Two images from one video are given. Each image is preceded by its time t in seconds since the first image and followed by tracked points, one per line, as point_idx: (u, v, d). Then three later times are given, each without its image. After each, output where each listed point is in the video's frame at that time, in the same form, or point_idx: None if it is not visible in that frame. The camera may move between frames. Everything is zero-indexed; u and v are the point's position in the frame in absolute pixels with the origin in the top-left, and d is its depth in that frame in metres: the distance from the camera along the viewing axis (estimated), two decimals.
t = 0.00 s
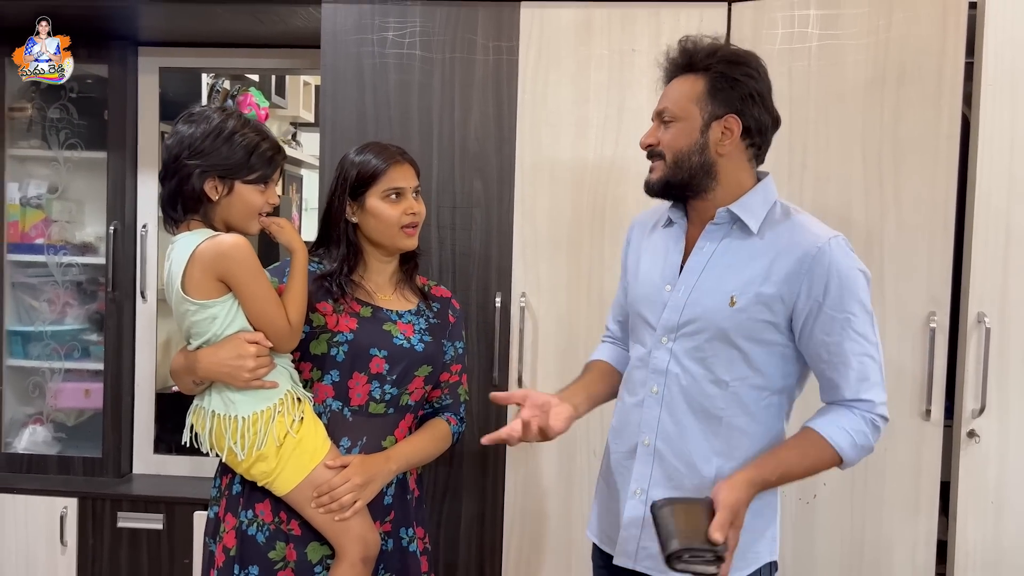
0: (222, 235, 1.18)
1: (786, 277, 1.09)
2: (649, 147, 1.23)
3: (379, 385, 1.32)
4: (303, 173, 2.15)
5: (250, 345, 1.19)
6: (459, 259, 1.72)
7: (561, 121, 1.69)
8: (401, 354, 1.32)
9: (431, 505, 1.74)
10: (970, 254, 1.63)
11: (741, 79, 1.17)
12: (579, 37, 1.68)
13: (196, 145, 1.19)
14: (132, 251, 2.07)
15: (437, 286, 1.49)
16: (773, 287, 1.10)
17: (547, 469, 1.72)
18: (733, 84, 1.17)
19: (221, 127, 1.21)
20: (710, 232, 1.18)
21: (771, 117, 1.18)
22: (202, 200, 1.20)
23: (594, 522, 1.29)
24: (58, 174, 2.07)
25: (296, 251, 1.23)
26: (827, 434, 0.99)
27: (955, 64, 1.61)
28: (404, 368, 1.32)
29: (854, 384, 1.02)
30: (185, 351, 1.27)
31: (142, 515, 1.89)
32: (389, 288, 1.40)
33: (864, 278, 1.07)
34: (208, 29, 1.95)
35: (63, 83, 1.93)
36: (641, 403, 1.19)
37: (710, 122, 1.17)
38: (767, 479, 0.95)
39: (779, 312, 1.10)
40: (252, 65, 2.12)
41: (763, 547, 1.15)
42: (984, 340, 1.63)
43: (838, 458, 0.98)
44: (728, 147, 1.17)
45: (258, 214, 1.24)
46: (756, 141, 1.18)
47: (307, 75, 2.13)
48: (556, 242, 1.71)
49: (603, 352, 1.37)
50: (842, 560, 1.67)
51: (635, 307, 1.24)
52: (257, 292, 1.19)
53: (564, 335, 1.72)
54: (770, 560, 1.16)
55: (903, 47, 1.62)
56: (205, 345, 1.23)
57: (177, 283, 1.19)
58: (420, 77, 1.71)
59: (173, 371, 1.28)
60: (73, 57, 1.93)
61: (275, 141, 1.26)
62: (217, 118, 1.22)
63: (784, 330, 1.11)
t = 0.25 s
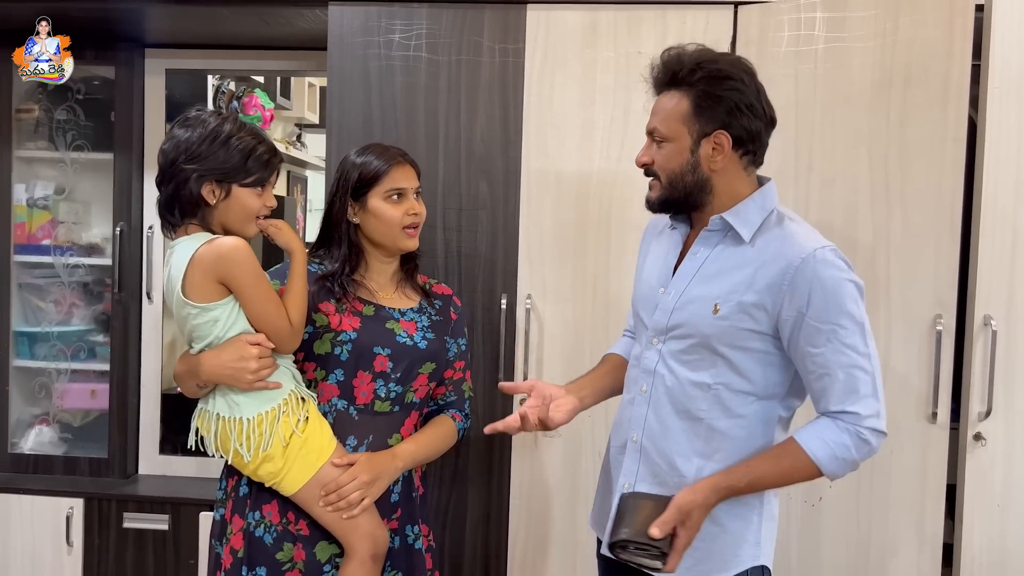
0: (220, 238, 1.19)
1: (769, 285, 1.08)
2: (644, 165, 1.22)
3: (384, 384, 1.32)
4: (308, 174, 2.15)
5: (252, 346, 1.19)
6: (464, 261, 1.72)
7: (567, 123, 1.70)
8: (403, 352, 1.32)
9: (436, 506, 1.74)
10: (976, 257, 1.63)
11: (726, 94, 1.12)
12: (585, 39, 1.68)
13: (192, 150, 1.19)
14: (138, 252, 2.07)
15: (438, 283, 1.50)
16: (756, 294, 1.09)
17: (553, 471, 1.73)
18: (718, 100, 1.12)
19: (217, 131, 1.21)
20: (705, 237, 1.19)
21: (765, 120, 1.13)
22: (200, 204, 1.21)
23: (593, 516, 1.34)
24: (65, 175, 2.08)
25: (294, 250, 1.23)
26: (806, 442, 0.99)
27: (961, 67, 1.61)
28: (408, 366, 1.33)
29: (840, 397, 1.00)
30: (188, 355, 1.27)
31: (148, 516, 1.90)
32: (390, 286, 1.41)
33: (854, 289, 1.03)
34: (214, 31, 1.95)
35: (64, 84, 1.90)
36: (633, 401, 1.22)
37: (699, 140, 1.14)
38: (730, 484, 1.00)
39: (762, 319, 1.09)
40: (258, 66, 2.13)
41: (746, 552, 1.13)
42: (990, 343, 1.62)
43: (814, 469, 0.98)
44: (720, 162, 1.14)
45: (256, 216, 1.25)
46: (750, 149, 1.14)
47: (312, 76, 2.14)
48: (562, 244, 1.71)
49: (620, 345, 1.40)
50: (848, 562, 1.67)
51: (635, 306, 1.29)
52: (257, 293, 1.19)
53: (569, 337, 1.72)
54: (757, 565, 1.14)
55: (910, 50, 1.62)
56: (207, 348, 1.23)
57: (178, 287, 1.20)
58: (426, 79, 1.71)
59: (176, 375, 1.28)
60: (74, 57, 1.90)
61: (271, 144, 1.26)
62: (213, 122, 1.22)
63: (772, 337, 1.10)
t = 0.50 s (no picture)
0: (219, 240, 1.19)
1: (745, 288, 1.09)
2: (643, 160, 1.23)
3: (386, 382, 1.32)
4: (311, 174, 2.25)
5: (255, 346, 1.20)
6: (469, 261, 1.72)
7: (572, 124, 1.70)
8: (405, 350, 1.33)
9: (440, 507, 1.74)
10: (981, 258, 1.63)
11: (728, 95, 1.13)
12: (590, 40, 1.68)
13: (188, 152, 1.19)
14: (143, 252, 2.07)
15: (437, 281, 1.50)
16: (733, 297, 1.10)
17: (557, 471, 1.72)
18: (720, 99, 1.13)
19: (213, 133, 1.21)
20: (692, 240, 1.20)
21: (763, 128, 1.14)
22: (197, 206, 1.21)
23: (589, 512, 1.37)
24: (70, 175, 2.09)
25: (293, 249, 1.23)
26: (773, 445, 1.00)
27: (967, 68, 1.61)
28: (409, 364, 1.34)
29: (809, 402, 1.01)
30: (191, 357, 1.27)
31: (152, 515, 1.90)
32: (390, 285, 1.41)
33: (829, 295, 1.03)
34: (219, 31, 1.95)
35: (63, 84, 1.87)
36: (622, 397, 1.24)
37: (697, 137, 1.15)
38: (694, 480, 1.02)
39: (740, 321, 1.10)
40: (263, 67, 2.11)
41: (729, 549, 1.14)
42: (995, 344, 1.62)
43: (779, 471, 1.00)
44: (717, 161, 1.15)
45: (252, 218, 1.24)
46: (747, 152, 1.15)
47: (318, 77, 2.14)
48: (566, 245, 1.71)
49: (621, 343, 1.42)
50: (852, 564, 1.67)
51: (628, 307, 1.31)
52: (258, 293, 1.20)
53: (574, 337, 1.72)
54: (744, 562, 1.14)
55: (916, 51, 1.62)
56: (209, 350, 1.23)
57: (178, 290, 1.20)
58: (431, 80, 1.71)
59: (180, 377, 1.28)
60: (73, 57, 1.87)
61: (268, 145, 1.27)
62: (209, 124, 1.23)
63: (750, 339, 1.11)
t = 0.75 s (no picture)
0: (219, 242, 1.20)
1: (730, 284, 1.12)
2: (631, 164, 1.25)
3: (390, 379, 1.34)
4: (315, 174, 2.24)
5: (259, 345, 1.20)
6: (472, 262, 1.73)
7: (575, 125, 1.70)
8: (407, 348, 1.35)
9: (443, 507, 1.75)
10: (985, 259, 1.63)
11: (711, 96, 1.16)
12: (593, 41, 1.69)
13: (187, 155, 1.20)
14: (147, 252, 2.08)
15: (433, 279, 1.50)
16: (718, 293, 1.13)
17: (561, 472, 1.73)
18: (704, 100, 1.16)
19: (212, 136, 1.22)
20: (677, 240, 1.24)
21: (746, 126, 1.17)
22: (196, 209, 1.22)
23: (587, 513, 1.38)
24: (75, 175, 2.10)
25: (292, 248, 1.24)
26: (761, 438, 1.04)
27: (970, 69, 1.61)
28: (412, 361, 1.35)
29: (795, 393, 1.04)
30: (194, 359, 1.28)
31: (157, 514, 1.91)
32: (388, 285, 1.42)
33: (810, 287, 1.06)
34: (223, 32, 1.96)
35: (63, 84, 1.88)
36: (615, 397, 1.27)
37: (684, 138, 1.18)
38: (683, 471, 1.06)
39: (726, 317, 1.13)
40: (268, 67, 2.12)
41: (721, 545, 1.15)
42: (998, 344, 1.62)
43: (765, 461, 1.03)
44: (703, 161, 1.18)
45: (251, 220, 1.25)
46: (731, 151, 1.18)
47: (321, 77, 2.14)
48: (569, 245, 1.71)
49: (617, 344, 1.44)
50: (856, 564, 1.67)
51: (619, 308, 1.33)
52: (260, 293, 1.20)
53: (577, 338, 1.72)
54: (735, 558, 1.16)
55: (919, 52, 1.62)
56: (213, 351, 1.24)
57: (179, 293, 1.20)
58: (434, 81, 1.72)
59: (183, 379, 1.29)
60: (73, 57, 1.88)
61: (266, 148, 1.27)
62: (207, 127, 1.23)
63: (736, 334, 1.13)
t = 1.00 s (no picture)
0: (223, 241, 1.20)
1: (725, 276, 1.13)
2: (618, 168, 1.26)
3: (392, 377, 1.35)
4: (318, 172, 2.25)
5: (265, 343, 1.21)
6: (476, 261, 1.73)
7: (579, 124, 1.70)
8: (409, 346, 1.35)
9: (447, 505, 1.75)
10: (988, 258, 1.63)
11: (694, 99, 1.18)
12: (596, 40, 1.69)
13: (188, 155, 1.20)
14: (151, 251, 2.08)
15: (432, 276, 1.50)
16: (714, 286, 1.14)
17: (564, 470, 1.73)
18: (687, 103, 1.19)
19: (213, 136, 1.22)
20: (669, 238, 1.26)
21: (728, 126, 1.20)
22: (198, 208, 1.22)
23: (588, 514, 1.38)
24: (79, 174, 2.10)
25: (293, 248, 1.25)
26: (760, 426, 1.05)
27: (974, 69, 1.61)
28: (414, 359, 1.36)
29: (791, 380, 1.06)
30: (198, 359, 1.28)
31: (161, 513, 1.91)
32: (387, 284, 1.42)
33: (803, 276, 1.08)
34: (226, 31, 1.96)
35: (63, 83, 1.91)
36: (614, 397, 1.27)
37: (669, 141, 1.20)
38: (685, 460, 1.07)
39: (722, 309, 1.14)
40: (271, 67, 2.12)
41: (724, 540, 1.16)
42: (1002, 344, 1.62)
43: (765, 448, 1.05)
44: (689, 162, 1.20)
45: (252, 220, 1.25)
46: (715, 151, 1.21)
47: (324, 76, 2.14)
48: (572, 244, 1.71)
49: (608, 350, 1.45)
50: (859, 563, 1.67)
51: (614, 309, 1.33)
52: (264, 291, 1.21)
53: (580, 337, 1.72)
54: (737, 553, 1.17)
55: (923, 51, 1.62)
56: (218, 351, 1.24)
57: (182, 293, 1.20)
58: (438, 80, 1.72)
59: (186, 380, 1.29)
60: (73, 57, 1.91)
61: (266, 148, 1.28)
62: (208, 126, 1.23)
63: (732, 326, 1.15)
